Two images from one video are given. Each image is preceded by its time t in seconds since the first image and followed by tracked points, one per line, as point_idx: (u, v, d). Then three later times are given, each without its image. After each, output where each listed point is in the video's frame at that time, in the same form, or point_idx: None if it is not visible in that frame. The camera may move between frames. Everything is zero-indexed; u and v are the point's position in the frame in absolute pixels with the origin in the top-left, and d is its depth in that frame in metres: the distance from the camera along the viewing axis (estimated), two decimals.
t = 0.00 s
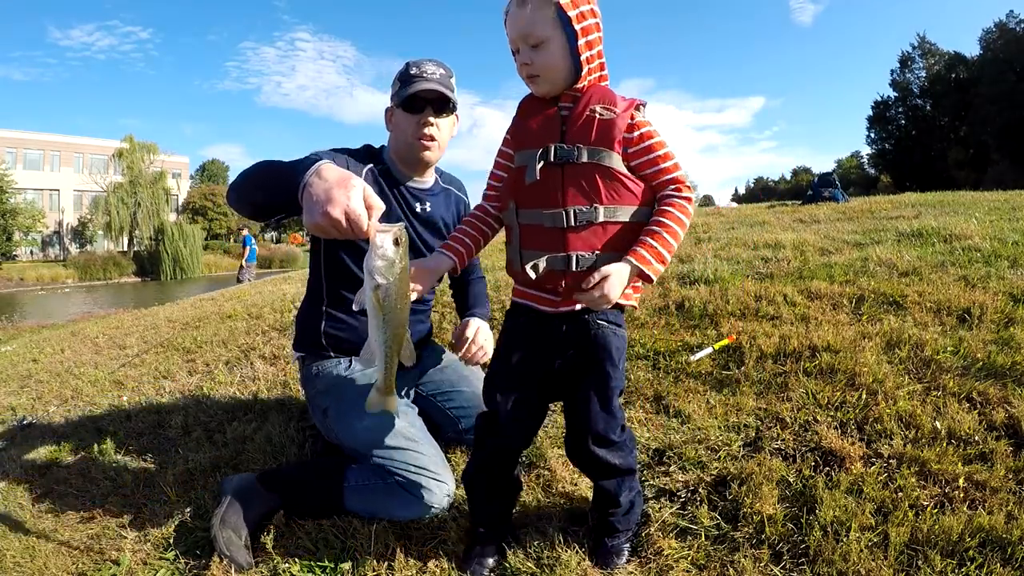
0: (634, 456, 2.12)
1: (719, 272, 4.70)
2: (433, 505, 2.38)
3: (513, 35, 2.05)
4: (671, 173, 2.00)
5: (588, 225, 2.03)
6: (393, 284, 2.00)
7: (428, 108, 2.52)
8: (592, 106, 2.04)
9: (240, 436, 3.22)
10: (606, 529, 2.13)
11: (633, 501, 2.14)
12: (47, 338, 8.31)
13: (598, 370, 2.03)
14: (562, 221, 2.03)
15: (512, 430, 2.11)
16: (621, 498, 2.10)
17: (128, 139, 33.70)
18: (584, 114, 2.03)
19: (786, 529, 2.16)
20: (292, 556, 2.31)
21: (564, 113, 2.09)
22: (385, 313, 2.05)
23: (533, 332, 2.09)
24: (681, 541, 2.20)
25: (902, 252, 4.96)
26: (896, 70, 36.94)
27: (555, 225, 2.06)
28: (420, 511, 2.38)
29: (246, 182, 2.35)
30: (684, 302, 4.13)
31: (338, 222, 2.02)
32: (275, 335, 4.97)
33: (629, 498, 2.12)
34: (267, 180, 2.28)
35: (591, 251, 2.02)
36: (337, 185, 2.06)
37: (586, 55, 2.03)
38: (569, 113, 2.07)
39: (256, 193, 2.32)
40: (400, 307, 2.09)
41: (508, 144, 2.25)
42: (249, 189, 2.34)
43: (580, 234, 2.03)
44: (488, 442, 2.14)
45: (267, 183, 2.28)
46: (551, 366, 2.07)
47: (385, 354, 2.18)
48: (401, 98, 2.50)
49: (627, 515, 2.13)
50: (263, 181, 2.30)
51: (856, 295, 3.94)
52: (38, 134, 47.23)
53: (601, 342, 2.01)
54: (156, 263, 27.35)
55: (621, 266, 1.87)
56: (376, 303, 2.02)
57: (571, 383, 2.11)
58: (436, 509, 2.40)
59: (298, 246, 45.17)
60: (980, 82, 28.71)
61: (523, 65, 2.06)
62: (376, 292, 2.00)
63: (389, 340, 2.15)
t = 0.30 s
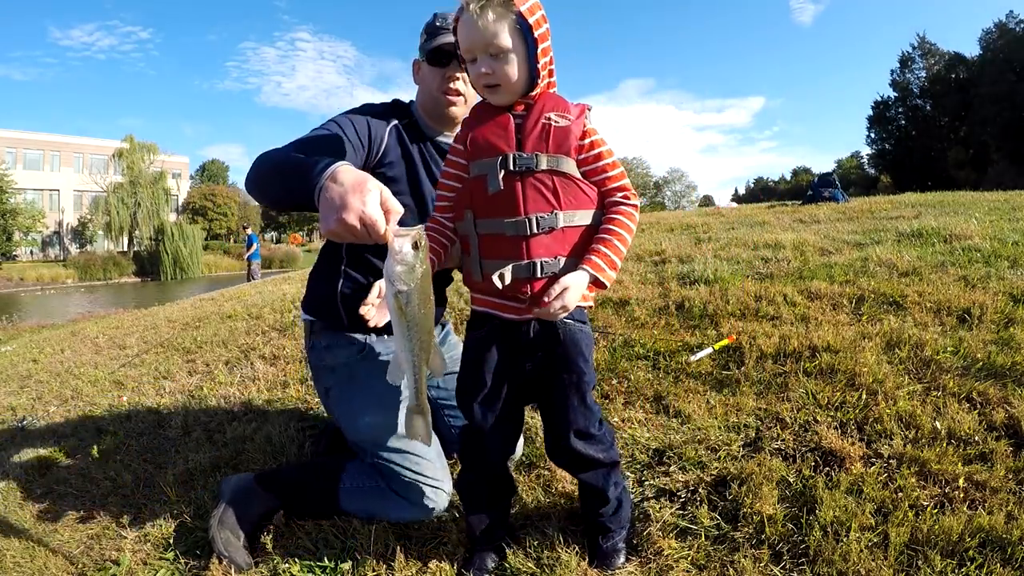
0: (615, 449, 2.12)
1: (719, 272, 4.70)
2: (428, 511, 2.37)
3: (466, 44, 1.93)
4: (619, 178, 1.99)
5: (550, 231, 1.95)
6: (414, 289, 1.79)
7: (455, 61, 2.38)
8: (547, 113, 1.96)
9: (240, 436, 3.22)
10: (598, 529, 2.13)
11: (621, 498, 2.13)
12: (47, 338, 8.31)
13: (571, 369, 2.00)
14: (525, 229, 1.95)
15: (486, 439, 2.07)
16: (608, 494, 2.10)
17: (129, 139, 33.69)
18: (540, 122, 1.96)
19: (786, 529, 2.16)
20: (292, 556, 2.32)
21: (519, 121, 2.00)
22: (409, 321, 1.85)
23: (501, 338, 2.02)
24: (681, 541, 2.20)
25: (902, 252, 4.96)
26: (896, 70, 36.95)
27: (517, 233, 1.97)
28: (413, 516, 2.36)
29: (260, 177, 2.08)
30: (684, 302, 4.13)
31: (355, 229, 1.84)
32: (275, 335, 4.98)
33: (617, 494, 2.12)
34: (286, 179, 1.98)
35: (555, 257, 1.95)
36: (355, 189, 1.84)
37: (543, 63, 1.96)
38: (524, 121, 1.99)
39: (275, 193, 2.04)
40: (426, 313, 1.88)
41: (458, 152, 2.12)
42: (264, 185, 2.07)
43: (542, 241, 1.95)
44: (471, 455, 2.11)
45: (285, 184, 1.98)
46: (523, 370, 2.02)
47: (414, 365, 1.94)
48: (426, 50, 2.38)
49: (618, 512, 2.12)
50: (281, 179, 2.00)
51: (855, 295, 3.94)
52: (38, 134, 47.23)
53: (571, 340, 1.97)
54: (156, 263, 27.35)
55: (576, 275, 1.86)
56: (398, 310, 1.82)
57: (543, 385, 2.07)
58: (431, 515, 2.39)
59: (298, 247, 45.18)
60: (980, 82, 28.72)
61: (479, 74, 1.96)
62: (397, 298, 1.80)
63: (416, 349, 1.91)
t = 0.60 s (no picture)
0: (609, 444, 2.11)
1: (720, 272, 4.70)
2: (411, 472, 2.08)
3: (450, 41, 1.87)
4: (596, 180, 1.93)
5: (531, 234, 1.94)
6: (415, 270, 1.70)
7: None
8: (527, 114, 1.95)
9: (240, 436, 3.22)
10: (599, 529, 2.13)
11: (620, 496, 2.12)
12: (46, 338, 8.31)
13: (561, 367, 1.98)
14: (506, 234, 1.93)
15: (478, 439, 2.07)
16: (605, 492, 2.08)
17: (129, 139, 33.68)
18: (519, 124, 1.95)
19: (786, 529, 2.16)
20: (292, 556, 2.32)
21: (498, 122, 1.98)
22: (407, 298, 1.75)
23: (491, 338, 2.00)
24: (681, 541, 2.20)
25: (902, 252, 4.96)
26: (896, 70, 36.95)
27: (498, 238, 1.96)
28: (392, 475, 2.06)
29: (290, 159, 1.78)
30: (684, 302, 4.13)
31: (353, 207, 1.62)
32: (274, 334, 4.97)
33: (615, 491, 2.10)
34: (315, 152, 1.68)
35: (534, 261, 1.95)
36: (353, 159, 1.61)
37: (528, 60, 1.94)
38: (504, 122, 1.97)
39: (304, 172, 1.76)
40: (426, 293, 1.78)
41: (438, 151, 2.09)
42: (295, 162, 1.76)
43: (522, 243, 1.94)
44: (464, 454, 2.11)
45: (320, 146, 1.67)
46: (513, 369, 2.01)
47: (415, 348, 1.86)
48: None
49: (616, 511, 2.11)
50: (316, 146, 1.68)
51: (856, 295, 3.94)
52: (38, 134, 47.22)
53: (560, 337, 1.96)
54: (156, 263, 27.35)
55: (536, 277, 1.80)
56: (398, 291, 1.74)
57: (533, 384, 2.05)
58: (413, 481, 2.09)
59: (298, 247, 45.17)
60: (980, 82, 28.73)
61: (464, 74, 1.91)
62: (397, 277, 1.71)
63: (418, 332, 1.83)
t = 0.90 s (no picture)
0: (583, 462, 2.01)
1: (720, 272, 4.70)
2: (399, 468, 1.84)
3: (453, 33, 1.82)
4: (570, 192, 1.88)
5: (512, 240, 1.90)
6: (426, 269, 1.61)
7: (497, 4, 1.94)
8: (513, 116, 1.91)
9: (240, 436, 3.22)
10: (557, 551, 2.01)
11: (583, 520, 2.01)
12: (47, 338, 8.32)
13: (541, 374, 1.91)
14: (487, 239, 1.91)
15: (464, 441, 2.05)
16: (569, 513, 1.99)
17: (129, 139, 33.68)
18: (505, 126, 1.90)
19: (786, 529, 2.17)
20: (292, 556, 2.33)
21: (487, 121, 1.94)
22: (416, 303, 1.64)
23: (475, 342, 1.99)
24: (681, 541, 2.20)
25: (902, 252, 4.96)
26: (897, 70, 36.97)
27: (480, 241, 1.93)
28: (375, 476, 1.80)
29: (290, 160, 1.71)
30: (684, 302, 4.14)
31: (360, 198, 1.50)
32: (274, 334, 4.98)
33: (579, 515, 2.00)
34: (321, 146, 1.60)
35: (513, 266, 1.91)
36: (360, 147, 1.52)
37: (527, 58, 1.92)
38: (491, 122, 1.93)
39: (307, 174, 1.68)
40: (440, 296, 1.66)
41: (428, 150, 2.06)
42: (295, 161, 1.69)
43: (502, 248, 1.91)
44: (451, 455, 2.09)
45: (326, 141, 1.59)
46: (497, 372, 1.97)
47: (421, 360, 1.73)
48: None
49: (578, 539, 1.99)
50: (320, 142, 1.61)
51: (856, 295, 3.94)
52: (38, 134, 47.22)
53: (544, 342, 1.89)
54: (156, 263, 27.36)
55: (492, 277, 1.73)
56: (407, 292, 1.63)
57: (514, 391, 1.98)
58: (401, 482, 1.85)
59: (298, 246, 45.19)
60: (980, 83, 28.74)
61: (463, 69, 1.86)
62: (405, 279, 1.62)
63: (424, 343, 1.70)
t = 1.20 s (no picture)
0: (573, 499, 1.98)
1: (720, 272, 4.70)
2: (373, 461, 1.68)
3: (483, 33, 1.79)
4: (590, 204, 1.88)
5: (527, 247, 1.91)
6: (457, 290, 1.58)
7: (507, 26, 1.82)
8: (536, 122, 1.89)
9: (240, 435, 3.22)
10: None
11: (560, 556, 1.97)
12: (47, 338, 8.33)
13: (541, 402, 1.91)
14: (500, 244, 1.90)
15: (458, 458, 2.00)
16: (546, 546, 1.95)
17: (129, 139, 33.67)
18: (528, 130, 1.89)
19: (786, 529, 2.17)
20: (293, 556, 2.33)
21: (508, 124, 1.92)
22: (451, 326, 1.63)
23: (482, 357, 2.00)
24: (681, 541, 2.20)
25: (902, 252, 4.96)
26: (897, 70, 36.99)
27: (493, 247, 1.92)
28: (346, 471, 1.64)
29: (285, 178, 1.65)
30: (684, 302, 4.14)
31: (376, 222, 1.42)
32: (274, 334, 4.98)
33: (557, 549, 1.96)
34: (324, 167, 1.52)
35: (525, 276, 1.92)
36: (369, 168, 1.43)
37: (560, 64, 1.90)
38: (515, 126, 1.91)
39: (309, 195, 1.58)
40: (474, 316, 1.64)
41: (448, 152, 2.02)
42: (290, 180, 1.63)
43: (517, 256, 1.92)
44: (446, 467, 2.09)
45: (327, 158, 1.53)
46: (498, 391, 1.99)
47: (461, 386, 1.72)
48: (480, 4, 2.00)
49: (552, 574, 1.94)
50: (317, 160, 1.56)
51: (855, 295, 3.94)
52: (38, 134, 47.23)
53: (548, 369, 1.90)
54: (156, 263, 27.37)
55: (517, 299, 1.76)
56: (440, 316, 1.60)
57: (513, 415, 1.98)
58: (375, 475, 1.69)
59: (299, 246, 45.20)
60: (980, 83, 28.75)
61: (492, 72, 1.84)
62: (437, 302, 1.59)
63: (462, 368, 1.70)
